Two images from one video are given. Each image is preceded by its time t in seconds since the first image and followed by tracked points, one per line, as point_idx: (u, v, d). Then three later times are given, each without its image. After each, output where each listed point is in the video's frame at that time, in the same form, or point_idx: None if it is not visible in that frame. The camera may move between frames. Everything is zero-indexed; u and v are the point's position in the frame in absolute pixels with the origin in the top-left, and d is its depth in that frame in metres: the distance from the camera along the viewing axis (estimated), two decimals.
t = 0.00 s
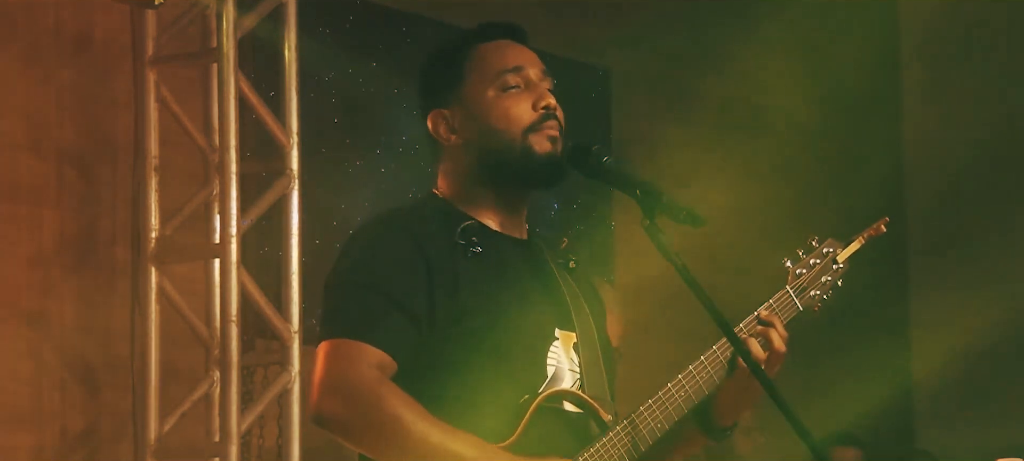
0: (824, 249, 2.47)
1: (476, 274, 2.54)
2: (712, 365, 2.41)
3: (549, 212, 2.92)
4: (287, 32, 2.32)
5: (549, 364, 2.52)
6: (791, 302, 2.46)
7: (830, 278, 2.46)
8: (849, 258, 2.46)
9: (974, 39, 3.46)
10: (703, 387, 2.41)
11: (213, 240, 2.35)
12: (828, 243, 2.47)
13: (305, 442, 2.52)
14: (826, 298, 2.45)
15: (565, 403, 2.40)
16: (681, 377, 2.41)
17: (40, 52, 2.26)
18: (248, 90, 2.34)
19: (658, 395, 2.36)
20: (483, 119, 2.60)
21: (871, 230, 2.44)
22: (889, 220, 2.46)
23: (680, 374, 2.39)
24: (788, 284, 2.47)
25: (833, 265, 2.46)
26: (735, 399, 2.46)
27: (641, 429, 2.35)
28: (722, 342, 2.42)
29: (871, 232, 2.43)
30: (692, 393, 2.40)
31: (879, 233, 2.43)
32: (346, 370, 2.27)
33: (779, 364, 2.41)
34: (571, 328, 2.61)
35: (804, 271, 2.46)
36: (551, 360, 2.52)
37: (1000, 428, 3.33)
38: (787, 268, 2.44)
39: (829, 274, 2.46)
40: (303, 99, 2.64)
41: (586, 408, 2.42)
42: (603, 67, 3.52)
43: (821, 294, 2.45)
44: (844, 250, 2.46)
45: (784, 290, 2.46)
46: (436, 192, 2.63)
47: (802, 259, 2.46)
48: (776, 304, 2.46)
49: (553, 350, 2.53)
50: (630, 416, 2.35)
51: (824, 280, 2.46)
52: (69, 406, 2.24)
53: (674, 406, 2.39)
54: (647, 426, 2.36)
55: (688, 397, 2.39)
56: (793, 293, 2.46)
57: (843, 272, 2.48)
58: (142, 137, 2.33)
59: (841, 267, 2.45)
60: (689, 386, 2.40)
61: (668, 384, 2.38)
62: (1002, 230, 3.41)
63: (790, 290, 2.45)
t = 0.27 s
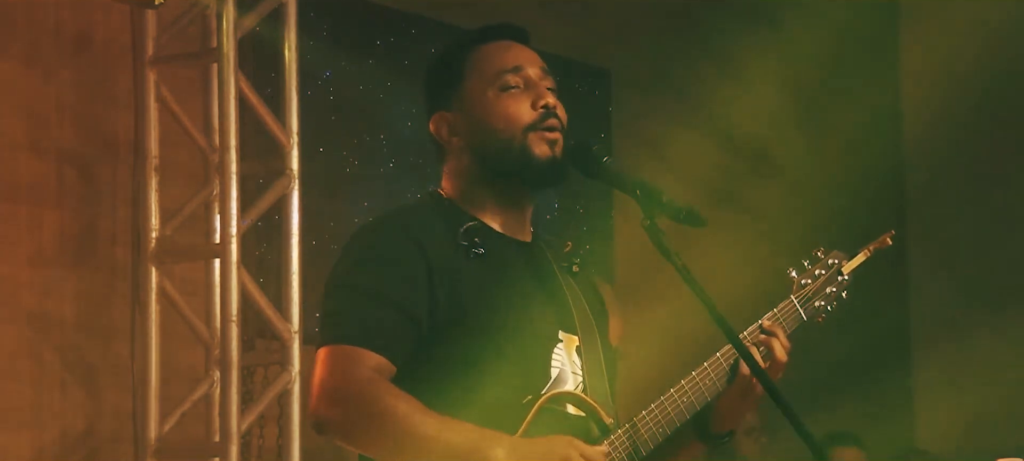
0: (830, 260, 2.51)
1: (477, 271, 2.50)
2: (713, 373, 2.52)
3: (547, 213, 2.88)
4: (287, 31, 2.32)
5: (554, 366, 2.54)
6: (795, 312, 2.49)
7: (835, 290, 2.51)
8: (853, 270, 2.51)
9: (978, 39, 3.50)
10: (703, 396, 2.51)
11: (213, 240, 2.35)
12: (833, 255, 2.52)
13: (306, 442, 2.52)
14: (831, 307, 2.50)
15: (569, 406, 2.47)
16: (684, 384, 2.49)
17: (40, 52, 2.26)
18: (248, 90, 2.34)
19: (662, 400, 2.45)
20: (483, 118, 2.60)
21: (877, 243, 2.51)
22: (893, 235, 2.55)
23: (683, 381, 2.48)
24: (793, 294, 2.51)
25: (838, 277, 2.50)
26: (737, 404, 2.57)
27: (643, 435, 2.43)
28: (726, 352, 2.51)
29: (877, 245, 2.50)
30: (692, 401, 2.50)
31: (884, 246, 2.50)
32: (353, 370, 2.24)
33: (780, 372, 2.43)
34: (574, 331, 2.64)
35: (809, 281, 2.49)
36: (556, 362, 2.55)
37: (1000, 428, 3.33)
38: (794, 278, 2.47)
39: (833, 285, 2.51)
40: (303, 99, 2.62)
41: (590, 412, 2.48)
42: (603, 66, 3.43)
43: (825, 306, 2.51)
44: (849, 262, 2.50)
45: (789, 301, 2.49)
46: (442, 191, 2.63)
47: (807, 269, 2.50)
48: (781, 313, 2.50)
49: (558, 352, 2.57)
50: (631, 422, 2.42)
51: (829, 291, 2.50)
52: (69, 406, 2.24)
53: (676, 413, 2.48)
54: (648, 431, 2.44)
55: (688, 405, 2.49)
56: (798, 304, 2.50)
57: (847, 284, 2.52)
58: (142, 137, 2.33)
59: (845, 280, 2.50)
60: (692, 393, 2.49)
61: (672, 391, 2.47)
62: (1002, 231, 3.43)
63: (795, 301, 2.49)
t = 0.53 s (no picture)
0: (834, 275, 2.42)
1: (477, 271, 2.53)
2: (718, 382, 2.42)
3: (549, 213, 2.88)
4: (287, 31, 2.32)
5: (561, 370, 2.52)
6: (800, 327, 2.43)
7: (839, 305, 2.42)
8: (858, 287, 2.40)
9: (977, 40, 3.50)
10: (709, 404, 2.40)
11: (213, 240, 2.35)
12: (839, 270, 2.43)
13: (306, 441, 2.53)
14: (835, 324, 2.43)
15: (574, 409, 2.34)
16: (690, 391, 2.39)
17: (40, 51, 2.26)
18: (248, 90, 2.34)
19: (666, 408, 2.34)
20: (492, 116, 2.61)
21: (883, 261, 2.36)
22: (898, 252, 2.36)
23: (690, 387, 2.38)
24: (798, 310, 2.45)
25: (842, 293, 2.42)
26: (741, 412, 2.45)
27: (643, 442, 2.30)
28: (731, 360, 2.42)
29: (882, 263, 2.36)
30: (698, 409, 2.39)
31: (890, 264, 2.35)
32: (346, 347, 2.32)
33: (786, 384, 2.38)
34: (578, 336, 2.61)
35: (813, 296, 2.43)
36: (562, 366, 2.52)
37: (1000, 428, 3.33)
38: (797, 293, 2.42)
39: (837, 301, 2.43)
40: (303, 99, 2.62)
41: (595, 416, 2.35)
42: (602, 65, 3.30)
43: (828, 322, 2.43)
44: (853, 278, 2.40)
45: (794, 316, 2.43)
46: (449, 188, 2.68)
47: (812, 284, 2.44)
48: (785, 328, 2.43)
49: (564, 357, 2.54)
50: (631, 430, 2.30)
51: (833, 307, 2.43)
52: (69, 406, 2.24)
53: (679, 420, 2.37)
54: (649, 440, 2.31)
55: (694, 412, 2.38)
56: (802, 319, 2.43)
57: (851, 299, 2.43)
58: (142, 137, 2.33)
59: (849, 296, 2.40)
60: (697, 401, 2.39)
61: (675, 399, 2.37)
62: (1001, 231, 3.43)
63: (800, 316, 2.43)
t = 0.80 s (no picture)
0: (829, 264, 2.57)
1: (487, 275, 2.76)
2: (715, 374, 2.55)
3: (549, 215, 2.99)
4: (287, 31, 2.32)
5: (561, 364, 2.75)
6: (795, 314, 2.58)
7: (832, 292, 2.58)
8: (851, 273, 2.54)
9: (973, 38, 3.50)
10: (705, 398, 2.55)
11: (213, 240, 2.35)
12: (832, 259, 2.60)
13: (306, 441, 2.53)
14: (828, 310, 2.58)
15: (569, 402, 2.47)
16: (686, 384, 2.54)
17: (40, 51, 2.26)
18: (248, 90, 2.34)
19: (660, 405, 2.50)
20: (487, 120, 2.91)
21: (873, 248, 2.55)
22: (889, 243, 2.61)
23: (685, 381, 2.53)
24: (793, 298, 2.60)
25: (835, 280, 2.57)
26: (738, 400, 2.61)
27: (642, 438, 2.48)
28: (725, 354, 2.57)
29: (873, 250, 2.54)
30: (695, 401, 2.54)
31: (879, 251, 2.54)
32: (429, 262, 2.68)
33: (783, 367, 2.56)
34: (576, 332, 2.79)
35: (807, 284, 2.59)
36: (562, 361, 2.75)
37: (999, 427, 3.34)
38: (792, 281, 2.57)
39: (831, 288, 2.59)
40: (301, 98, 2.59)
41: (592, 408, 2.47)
42: (603, 66, 3.34)
43: (822, 308, 2.59)
44: (846, 264, 2.55)
45: (789, 304, 2.58)
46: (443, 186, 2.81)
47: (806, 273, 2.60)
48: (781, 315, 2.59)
49: (559, 352, 2.90)
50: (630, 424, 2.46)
51: (826, 294, 2.58)
52: (69, 406, 2.24)
53: (676, 413, 2.53)
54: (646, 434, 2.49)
55: (689, 406, 2.53)
56: (797, 307, 2.59)
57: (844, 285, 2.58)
58: (142, 137, 2.33)
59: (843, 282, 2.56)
60: (694, 393, 2.54)
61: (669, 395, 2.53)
62: (999, 229, 3.44)
63: (795, 304, 2.58)
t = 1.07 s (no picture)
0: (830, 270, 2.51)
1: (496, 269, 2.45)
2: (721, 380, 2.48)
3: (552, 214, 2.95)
4: (287, 31, 2.32)
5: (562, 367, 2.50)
6: (798, 322, 2.51)
7: (834, 299, 2.51)
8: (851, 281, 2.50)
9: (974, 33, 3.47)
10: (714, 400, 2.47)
11: (213, 240, 2.35)
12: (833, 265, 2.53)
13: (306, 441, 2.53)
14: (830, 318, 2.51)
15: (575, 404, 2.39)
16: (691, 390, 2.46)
17: (41, 52, 2.26)
18: (248, 90, 2.34)
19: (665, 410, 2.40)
20: (483, 124, 2.58)
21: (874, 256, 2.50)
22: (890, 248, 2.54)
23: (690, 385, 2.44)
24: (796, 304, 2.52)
25: (836, 288, 2.51)
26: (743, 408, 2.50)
27: (643, 444, 2.37)
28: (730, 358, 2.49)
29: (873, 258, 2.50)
30: (700, 406, 2.46)
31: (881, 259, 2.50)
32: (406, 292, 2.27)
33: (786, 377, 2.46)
34: (579, 334, 2.56)
35: (810, 291, 2.51)
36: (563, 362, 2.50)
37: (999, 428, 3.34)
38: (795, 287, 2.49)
39: (832, 295, 2.52)
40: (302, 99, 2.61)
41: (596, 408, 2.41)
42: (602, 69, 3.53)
43: (823, 316, 2.52)
44: (847, 273, 2.49)
45: (793, 311, 2.51)
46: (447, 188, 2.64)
47: (808, 279, 2.52)
48: (784, 323, 2.51)
49: (564, 356, 2.51)
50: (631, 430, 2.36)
51: (828, 301, 2.51)
52: (69, 406, 2.24)
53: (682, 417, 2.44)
54: (648, 441, 2.38)
55: (693, 410, 2.46)
56: (800, 313, 2.51)
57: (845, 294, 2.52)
58: (142, 137, 2.33)
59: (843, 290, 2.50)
60: (701, 397, 2.45)
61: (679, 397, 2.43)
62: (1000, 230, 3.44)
63: (798, 311, 2.50)
